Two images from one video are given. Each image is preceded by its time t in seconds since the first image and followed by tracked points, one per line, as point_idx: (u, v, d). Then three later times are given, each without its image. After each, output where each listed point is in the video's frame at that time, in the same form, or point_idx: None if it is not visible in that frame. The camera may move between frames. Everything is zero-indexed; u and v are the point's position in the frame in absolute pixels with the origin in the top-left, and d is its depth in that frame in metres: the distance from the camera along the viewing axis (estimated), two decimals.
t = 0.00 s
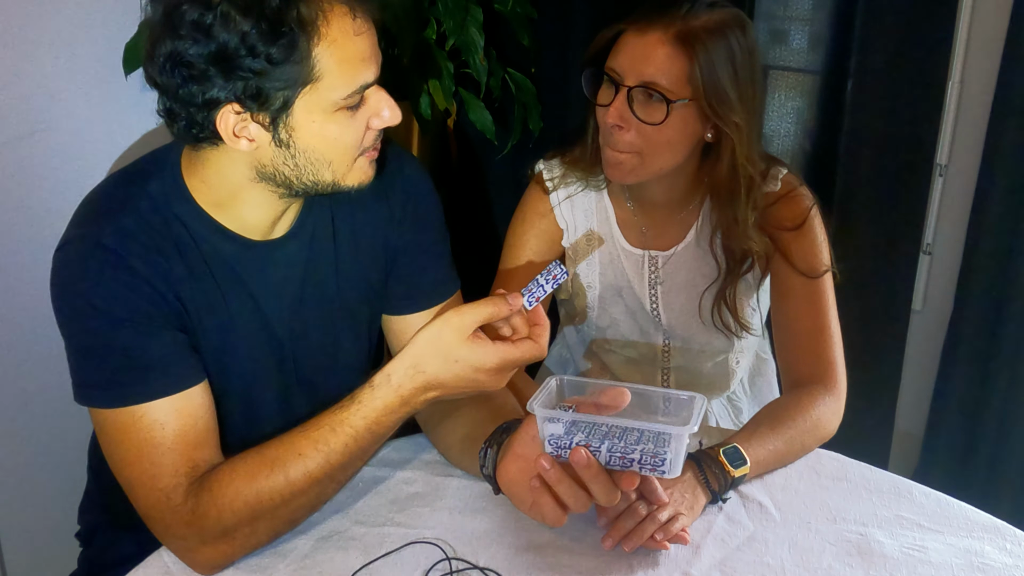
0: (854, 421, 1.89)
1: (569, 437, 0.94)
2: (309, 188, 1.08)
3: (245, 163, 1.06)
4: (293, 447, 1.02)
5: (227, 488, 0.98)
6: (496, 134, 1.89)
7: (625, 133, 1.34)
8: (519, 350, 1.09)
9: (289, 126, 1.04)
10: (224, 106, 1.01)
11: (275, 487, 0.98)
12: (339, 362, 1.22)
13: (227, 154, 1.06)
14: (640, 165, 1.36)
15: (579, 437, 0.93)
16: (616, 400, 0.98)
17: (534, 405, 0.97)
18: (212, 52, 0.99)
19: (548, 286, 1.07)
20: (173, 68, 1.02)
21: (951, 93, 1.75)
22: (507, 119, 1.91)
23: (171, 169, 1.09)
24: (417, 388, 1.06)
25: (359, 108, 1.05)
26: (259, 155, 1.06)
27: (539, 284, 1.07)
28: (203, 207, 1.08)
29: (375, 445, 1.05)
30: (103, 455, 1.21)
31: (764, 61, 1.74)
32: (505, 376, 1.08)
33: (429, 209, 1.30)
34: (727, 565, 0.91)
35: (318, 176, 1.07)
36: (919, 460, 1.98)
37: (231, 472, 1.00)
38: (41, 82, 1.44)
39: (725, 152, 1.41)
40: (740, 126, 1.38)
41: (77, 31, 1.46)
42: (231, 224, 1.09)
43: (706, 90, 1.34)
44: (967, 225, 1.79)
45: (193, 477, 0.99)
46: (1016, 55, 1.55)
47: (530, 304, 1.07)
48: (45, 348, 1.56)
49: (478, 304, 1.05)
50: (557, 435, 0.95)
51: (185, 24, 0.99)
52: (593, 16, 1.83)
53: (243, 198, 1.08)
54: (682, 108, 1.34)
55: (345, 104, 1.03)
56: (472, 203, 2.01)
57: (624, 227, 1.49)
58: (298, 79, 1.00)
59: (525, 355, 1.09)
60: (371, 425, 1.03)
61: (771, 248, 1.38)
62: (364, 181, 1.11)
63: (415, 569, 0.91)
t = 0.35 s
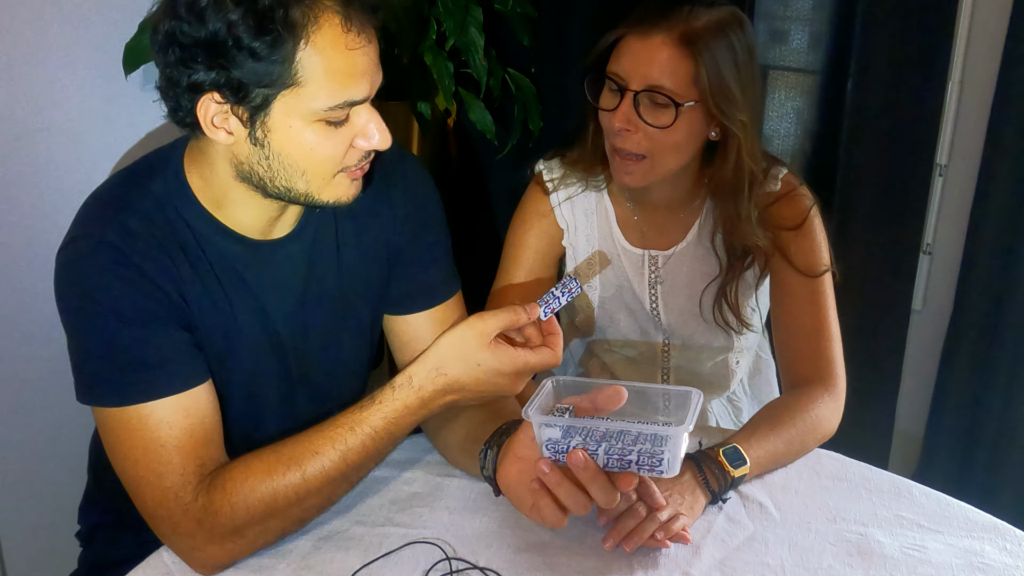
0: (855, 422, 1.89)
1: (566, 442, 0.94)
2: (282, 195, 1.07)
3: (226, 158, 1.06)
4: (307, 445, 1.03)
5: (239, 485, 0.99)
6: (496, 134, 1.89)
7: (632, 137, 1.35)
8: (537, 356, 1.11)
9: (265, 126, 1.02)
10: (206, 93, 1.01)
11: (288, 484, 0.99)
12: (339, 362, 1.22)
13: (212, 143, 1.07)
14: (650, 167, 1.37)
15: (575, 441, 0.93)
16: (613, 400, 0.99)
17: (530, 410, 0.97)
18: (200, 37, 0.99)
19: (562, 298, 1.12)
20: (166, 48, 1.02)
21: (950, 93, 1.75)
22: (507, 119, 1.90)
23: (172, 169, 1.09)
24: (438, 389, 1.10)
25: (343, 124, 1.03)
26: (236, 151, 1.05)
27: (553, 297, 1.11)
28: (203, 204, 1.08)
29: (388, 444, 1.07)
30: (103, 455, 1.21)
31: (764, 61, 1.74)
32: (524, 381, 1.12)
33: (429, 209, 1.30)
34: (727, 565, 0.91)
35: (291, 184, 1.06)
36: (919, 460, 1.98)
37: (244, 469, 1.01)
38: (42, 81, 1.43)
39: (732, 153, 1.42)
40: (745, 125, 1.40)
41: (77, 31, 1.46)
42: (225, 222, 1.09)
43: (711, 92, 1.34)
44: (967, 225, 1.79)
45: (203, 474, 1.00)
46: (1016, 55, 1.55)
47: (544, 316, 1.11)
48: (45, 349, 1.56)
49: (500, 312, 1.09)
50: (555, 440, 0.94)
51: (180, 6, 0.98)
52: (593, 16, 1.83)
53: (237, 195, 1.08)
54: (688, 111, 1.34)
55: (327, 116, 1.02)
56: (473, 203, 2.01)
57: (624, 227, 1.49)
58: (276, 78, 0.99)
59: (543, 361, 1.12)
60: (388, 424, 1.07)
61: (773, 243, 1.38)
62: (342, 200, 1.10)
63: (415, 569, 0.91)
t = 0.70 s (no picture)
0: (855, 421, 1.89)
1: (566, 442, 0.94)
2: (277, 194, 1.07)
3: (221, 157, 1.06)
4: (314, 448, 1.04)
5: (246, 486, 1.00)
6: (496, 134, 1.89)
7: (645, 140, 1.34)
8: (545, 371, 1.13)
9: (259, 124, 1.02)
10: (200, 91, 1.01)
11: (295, 486, 1.00)
12: (339, 362, 1.22)
13: (208, 142, 1.07)
14: (658, 168, 1.37)
15: (575, 441, 0.93)
16: (613, 401, 0.99)
17: (530, 410, 0.97)
18: (194, 35, 0.99)
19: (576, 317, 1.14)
20: (159, 46, 1.02)
21: (950, 93, 1.75)
22: (507, 118, 1.90)
23: (172, 168, 1.09)
24: (446, 397, 1.13)
25: (337, 122, 1.03)
26: (231, 148, 1.05)
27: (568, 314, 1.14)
28: (202, 203, 1.08)
29: (394, 449, 1.08)
30: (103, 455, 1.21)
31: (764, 61, 1.74)
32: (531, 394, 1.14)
33: (429, 209, 1.30)
34: (727, 565, 0.91)
35: (285, 183, 1.06)
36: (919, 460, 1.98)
37: (250, 471, 1.02)
38: (43, 82, 1.43)
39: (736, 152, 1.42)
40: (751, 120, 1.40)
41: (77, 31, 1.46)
42: (224, 221, 1.09)
43: (718, 91, 1.34)
44: (967, 225, 1.79)
45: (208, 474, 1.00)
46: (1016, 54, 1.55)
47: (555, 331, 1.14)
48: (45, 348, 1.56)
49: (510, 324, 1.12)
50: (554, 440, 0.94)
51: (174, 4, 0.99)
52: (593, 16, 1.83)
53: (235, 195, 1.08)
54: (701, 111, 1.35)
55: (320, 114, 1.02)
56: (473, 203, 2.01)
57: (624, 226, 1.50)
58: (270, 76, 0.99)
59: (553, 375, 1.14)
60: (395, 429, 1.08)
61: (773, 235, 1.38)
62: (334, 200, 1.09)
63: (415, 569, 0.91)
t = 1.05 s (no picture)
0: (855, 421, 1.89)
1: (567, 444, 0.94)
2: (279, 196, 1.07)
3: (223, 159, 1.06)
4: (315, 450, 1.04)
5: (247, 486, 1.00)
6: (496, 134, 1.89)
7: (648, 142, 1.34)
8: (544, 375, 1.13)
9: (262, 126, 1.02)
10: (203, 94, 1.01)
11: (296, 487, 1.00)
12: (340, 362, 1.22)
13: (210, 144, 1.06)
14: (663, 170, 1.37)
15: (576, 443, 0.93)
16: (614, 402, 0.98)
17: (529, 412, 0.96)
18: (197, 38, 0.98)
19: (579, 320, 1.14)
20: (163, 48, 1.02)
21: (950, 93, 1.75)
22: (507, 119, 1.90)
23: (172, 169, 1.09)
24: (448, 400, 1.13)
25: (340, 125, 1.04)
26: (233, 150, 1.05)
27: (571, 318, 1.14)
28: (203, 203, 1.08)
29: (395, 451, 1.07)
30: (103, 455, 1.21)
31: (764, 61, 1.75)
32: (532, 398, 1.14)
33: (430, 209, 1.30)
34: (727, 565, 0.91)
35: (287, 185, 1.06)
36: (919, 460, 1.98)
37: (251, 472, 1.01)
38: (43, 80, 1.43)
39: (737, 152, 1.42)
40: (751, 118, 1.40)
41: (77, 31, 1.46)
42: (224, 221, 1.09)
43: (721, 93, 1.34)
44: (967, 225, 1.79)
45: (209, 475, 1.00)
46: (1016, 54, 1.55)
47: (558, 334, 1.15)
48: (45, 348, 1.56)
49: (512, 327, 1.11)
50: (555, 442, 0.94)
51: (178, 7, 0.98)
52: (593, 15, 1.83)
53: (236, 197, 1.08)
54: (703, 113, 1.35)
55: (324, 117, 1.02)
56: (473, 203, 2.01)
57: (624, 227, 1.50)
58: (274, 80, 0.99)
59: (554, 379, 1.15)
60: (397, 431, 1.08)
61: (773, 234, 1.38)
62: (338, 201, 1.10)
63: (415, 569, 0.91)
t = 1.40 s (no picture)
0: (855, 421, 1.89)
1: (566, 448, 0.93)
2: (298, 193, 1.08)
3: (236, 163, 1.06)
4: (316, 449, 1.04)
5: (248, 486, 1.00)
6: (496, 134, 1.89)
7: (650, 144, 1.34)
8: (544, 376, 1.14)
9: (281, 129, 1.03)
10: (219, 103, 1.01)
11: (296, 486, 1.00)
12: (340, 362, 1.22)
13: (218, 148, 1.06)
14: (663, 173, 1.37)
15: (575, 447, 0.93)
16: (613, 404, 0.98)
17: (529, 417, 0.97)
18: (212, 47, 0.98)
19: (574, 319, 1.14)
20: (174, 59, 1.01)
21: (950, 93, 1.75)
22: (508, 119, 1.90)
23: (172, 170, 1.09)
24: (449, 400, 1.13)
25: (355, 118, 1.04)
26: (250, 155, 1.05)
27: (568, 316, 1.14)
28: (203, 204, 1.08)
29: (396, 450, 1.07)
30: (103, 455, 1.21)
31: (764, 61, 1.76)
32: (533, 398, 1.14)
33: (430, 209, 1.30)
34: (727, 565, 0.91)
35: (307, 182, 1.06)
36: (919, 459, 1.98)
37: (252, 471, 1.01)
38: (43, 80, 1.43)
39: (737, 151, 1.41)
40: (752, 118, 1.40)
41: (76, 31, 1.46)
42: (225, 221, 1.09)
43: (721, 93, 1.34)
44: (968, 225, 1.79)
45: (209, 474, 1.00)
46: (1017, 54, 1.55)
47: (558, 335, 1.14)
48: (45, 348, 1.56)
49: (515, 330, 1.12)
50: (554, 446, 0.94)
51: (188, 16, 0.98)
52: (592, 15, 1.83)
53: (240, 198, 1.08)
54: (704, 113, 1.35)
55: (341, 114, 1.02)
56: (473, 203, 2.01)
57: (625, 228, 1.50)
58: (294, 83, 0.99)
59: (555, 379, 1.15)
60: (398, 431, 1.08)
61: (773, 234, 1.38)
62: (355, 189, 1.10)
63: (415, 569, 0.91)
